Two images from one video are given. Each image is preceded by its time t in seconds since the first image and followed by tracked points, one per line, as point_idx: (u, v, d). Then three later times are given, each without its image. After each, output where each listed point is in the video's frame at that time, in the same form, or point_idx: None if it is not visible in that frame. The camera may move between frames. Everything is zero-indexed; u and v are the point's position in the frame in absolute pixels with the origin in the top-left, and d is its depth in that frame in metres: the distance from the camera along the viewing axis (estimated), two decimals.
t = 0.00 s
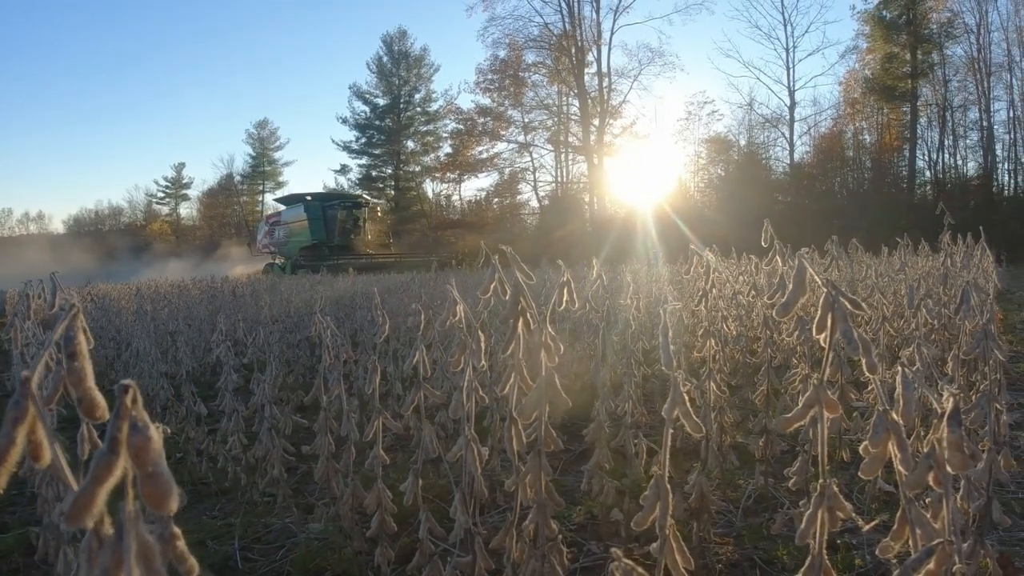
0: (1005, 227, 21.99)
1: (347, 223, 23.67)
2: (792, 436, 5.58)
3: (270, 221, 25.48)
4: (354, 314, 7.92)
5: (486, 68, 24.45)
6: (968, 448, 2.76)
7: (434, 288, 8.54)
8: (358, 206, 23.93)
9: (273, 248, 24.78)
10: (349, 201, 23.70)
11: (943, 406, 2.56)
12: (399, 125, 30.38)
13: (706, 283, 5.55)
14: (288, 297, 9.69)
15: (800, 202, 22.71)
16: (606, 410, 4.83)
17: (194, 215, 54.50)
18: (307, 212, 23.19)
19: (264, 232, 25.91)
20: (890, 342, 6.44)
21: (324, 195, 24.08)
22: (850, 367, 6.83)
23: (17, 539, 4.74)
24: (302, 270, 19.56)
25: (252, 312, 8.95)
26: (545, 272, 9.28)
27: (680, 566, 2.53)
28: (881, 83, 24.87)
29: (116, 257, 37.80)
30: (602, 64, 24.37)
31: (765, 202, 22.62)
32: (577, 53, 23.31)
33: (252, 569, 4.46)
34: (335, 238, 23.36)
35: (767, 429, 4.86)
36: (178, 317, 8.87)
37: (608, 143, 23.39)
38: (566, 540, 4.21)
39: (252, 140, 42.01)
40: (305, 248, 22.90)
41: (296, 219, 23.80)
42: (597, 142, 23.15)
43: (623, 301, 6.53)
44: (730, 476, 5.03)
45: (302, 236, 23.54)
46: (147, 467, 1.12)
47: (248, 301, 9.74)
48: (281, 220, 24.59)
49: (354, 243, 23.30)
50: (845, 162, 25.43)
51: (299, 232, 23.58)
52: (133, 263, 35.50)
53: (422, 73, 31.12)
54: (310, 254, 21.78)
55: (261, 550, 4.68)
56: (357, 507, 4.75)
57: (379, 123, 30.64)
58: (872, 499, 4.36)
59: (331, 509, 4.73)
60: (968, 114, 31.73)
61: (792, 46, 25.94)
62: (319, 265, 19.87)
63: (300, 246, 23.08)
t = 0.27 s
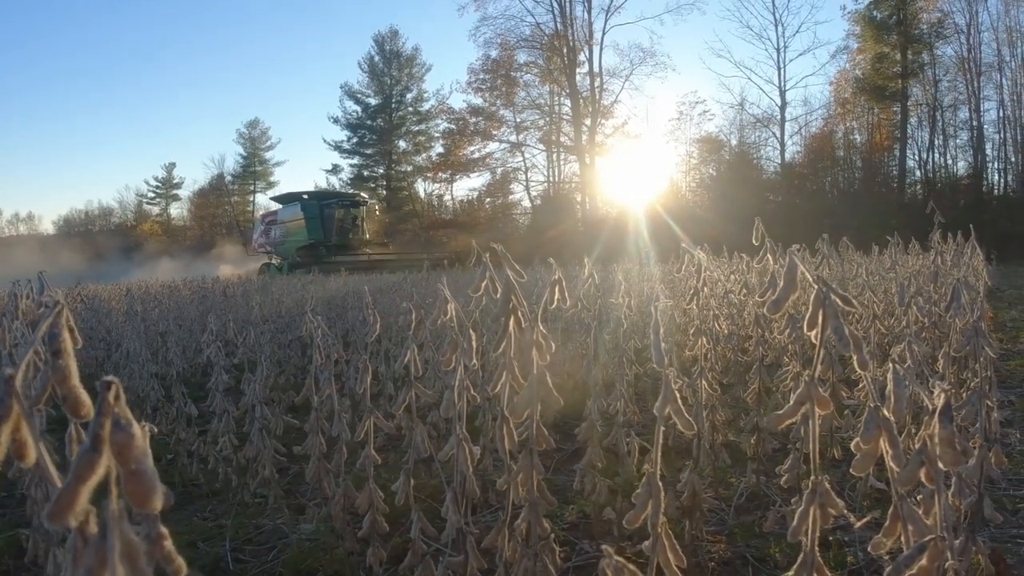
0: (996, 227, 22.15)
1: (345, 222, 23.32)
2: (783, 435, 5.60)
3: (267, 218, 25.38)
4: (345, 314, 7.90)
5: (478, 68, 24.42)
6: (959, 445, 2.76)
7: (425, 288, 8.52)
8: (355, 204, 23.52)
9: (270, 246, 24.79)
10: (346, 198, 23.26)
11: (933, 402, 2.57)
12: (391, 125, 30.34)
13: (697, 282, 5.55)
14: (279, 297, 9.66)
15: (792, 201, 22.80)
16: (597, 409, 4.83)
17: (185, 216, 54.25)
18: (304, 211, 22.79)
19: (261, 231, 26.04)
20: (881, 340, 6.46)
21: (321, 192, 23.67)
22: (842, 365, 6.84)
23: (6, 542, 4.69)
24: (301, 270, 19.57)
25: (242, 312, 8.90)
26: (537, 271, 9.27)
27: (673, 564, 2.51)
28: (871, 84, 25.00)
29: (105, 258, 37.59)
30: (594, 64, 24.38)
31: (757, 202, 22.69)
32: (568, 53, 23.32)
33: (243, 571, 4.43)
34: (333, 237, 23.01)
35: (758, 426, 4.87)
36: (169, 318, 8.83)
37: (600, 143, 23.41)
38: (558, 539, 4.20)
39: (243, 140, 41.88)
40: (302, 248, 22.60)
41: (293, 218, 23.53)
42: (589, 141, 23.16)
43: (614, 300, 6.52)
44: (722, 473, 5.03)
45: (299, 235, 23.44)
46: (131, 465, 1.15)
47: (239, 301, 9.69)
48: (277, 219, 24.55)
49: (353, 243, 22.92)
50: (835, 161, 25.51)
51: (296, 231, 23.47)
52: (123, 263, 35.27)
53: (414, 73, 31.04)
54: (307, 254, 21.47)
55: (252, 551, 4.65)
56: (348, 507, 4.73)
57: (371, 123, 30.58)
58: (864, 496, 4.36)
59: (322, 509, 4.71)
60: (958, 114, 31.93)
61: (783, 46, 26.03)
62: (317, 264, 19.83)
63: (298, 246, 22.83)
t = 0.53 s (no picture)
0: (988, 224, 22.07)
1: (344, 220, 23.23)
2: (777, 433, 5.60)
3: (266, 217, 25.26)
4: (338, 313, 7.88)
5: (471, 67, 24.40)
6: (951, 443, 2.77)
7: (419, 287, 8.50)
8: (354, 202, 23.39)
9: (269, 246, 24.72)
10: (345, 197, 23.12)
11: (927, 399, 2.57)
12: (384, 125, 30.30)
13: (690, 281, 5.56)
14: (272, 297, 9.63)
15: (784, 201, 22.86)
16: (591, 408, 4.82)
17: (177, 216, 54.04)
18: (303, 210, 22.64)
19: (260, 230, 25.94)
20: (873, 338, 6.48)
21: (320, 190, 23.51)
22: (835, 364, 6.86)
23: None
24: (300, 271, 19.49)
25: (235, 313, 8.87)
26: (530, 270, 9.27)
27: (666, 561, 2.51)
28: (864, 83, 25.06)
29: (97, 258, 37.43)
30: (587, 64, 24.38)
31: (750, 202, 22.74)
32: (562, 53, 23.31)
33: (235, 572, 4.41)
34: (331, 236, 22.91)
35: (751, 424, 4.87)
36: (162, 318, 8.79)
37: (593, 142, 23.40)
38: (552, 538, 4.19)
39: (235, 140, 41.73)
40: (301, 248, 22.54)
41: (291, 217, 23.46)
42: (582, 141, 23.16)
43: (608, 299, 6.52)
44: (716, 472, 5.03)
45: (297, 234, 23.34)
46: (116, 461, 1.15)
47: (232, 301, 9.65)
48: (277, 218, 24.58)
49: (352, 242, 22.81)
50: (827, 161, 25.58)
51: (295, 230, 23.33)
52: (116, 264, 35.13)
53: (407, 73, 30.99)
54: (306, 253, 21.37)
55: (245, 552, 4.63)
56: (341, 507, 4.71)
57: (364, 123, 30.55)
58: (857, 494, 4.37)
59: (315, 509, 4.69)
60: (950, 113, 32.06)
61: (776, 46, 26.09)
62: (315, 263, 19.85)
63: (296, 245, 22.78)
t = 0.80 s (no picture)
0: (980, 224, 22.23)
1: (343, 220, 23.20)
2: (770, 432, 5.61)
3: (264, 216, 25.15)
4: (331, 313, 7.86)
5: (464, 67, 24.38)
6: (943, 442, 2.78)
7: (412, 287, 8.49)
8: (354, 200, 23.32)
9: (267, 245, 24.59)
10: (344, 195, 23.04)
11: (918, 399, 2.58)
12: (378, 125, 30.28)
13: (683, 280, 5.56)
14: (265, 298, 9.61)
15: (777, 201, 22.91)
16: (584, 408, 4.82)
17: (170, 216, 53.87)
18: (302, 208, 22.53)
19: (258, 230, 25.83)
20: (866, 337, 6.49)
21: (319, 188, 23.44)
22: (828, 363, 6.87)
23: None
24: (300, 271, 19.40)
25: (227, 313, 8.84)
26: (523, 270, 9.26)
27: (659, 561, 2.51)
28: (857, 83, 25.12)
29: (89, 258, 37.31)
30: (581, 64, 24.37)
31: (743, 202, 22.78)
32: (556, 53, 23.31)
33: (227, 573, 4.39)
34: (331, 235, 22.81)
35: (744, 423, 4.88)
36: (154, 318, 8.76)
37: (587, 142, 23.42)
38: (545, 538, 4.19)
39: (228, 140, 41.61)
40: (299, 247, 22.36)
41: (290, 215, 23.30)
42: (576, 141, 23.18)
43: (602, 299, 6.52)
44: (709, 471, 5.04)
45: (296, 233, 23.20)
46: (99, 463, 1.15)
47: (224, 301, 9.62)
48: (275, 217, 24.41)
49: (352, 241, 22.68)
50: (820, 161, 25.64)
51: (294, 229, 23.19)
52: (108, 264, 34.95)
53: (401, 73, 30.94)
54: (305, 253, 21.25)
55: (238, 553, 4.61)
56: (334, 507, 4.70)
57: (357, 123, 30.54)
58: (850, 492, 4.38)
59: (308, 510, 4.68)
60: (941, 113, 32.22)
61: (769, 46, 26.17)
62: (316, 263, 19.79)
63: (295, 244, 22.60)
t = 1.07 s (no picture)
0: (972, 224, 22.31)
1: (344, 218, 23.09)
2: (763, 431, 5.63)
3: (262, 216, 24.97)
4: (324, 313, 7.84)
5: (458, 67, 24.36)
6: (937, 439, 2.79)
7: (405, 287, 8.48)
8: (354, 199, 23.19)
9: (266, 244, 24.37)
10: (344, 193, 22.90)
11: (912, 396, 2.58)
12: (371, 125, 30.24)
13: (676, 280, 5.57)
14: (257, 298, 9.58)
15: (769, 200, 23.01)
16: (578, 407, 4.82)
17: (163, 216, 53.66)
18: (301, 206, 22.35)
19: (256, 229, 25.65)
20: (859, 336, 6.51)
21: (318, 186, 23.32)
22: (821, 362, 6.90)
23: None
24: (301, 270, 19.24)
25: (220, 313, 8.82)
26: (517, 270, 9.26)
27: (653, 560, 2.51)
28: (849, 84, 25.20)
29: (81, 258, 37.14)
30: (574, 64, 24.37)
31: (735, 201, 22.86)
32: (549, 53, 23.32)
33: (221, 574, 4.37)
34: (331, 233, 22.61)
35: (737, 422, 4.89)
36: (147, 318, 8.73)
37: (580, 142, 23.43)
38: (540, 538, 4.19)
39: (221, 139, 41.48)
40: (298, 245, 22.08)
41: (289, 214, 23.12)
42: (570, 141, 23.19)
43: (595, 298, 6.53)
44: (703, 470, 5.05)
45: (295, 232, 22.97)
46: (90, 461, 1.16)
47: (217, 301, 9.59)
48: (274, 216, 24.19)
49: (353, 240, 22.37)
50: (813, 161, 25.71)
51: (294, 228, 22.97)
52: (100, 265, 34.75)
53: (395, 72, 30.88)
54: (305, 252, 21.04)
55: (231, 554, 4.59)
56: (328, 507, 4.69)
57: (351, 123, 30.48)
58: (843, 491, 4.39)
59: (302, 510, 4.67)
60: (934, 113, 32.36)
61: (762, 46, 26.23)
62: (317, 262, 19.67)
63: (293, 243, 22.34)
